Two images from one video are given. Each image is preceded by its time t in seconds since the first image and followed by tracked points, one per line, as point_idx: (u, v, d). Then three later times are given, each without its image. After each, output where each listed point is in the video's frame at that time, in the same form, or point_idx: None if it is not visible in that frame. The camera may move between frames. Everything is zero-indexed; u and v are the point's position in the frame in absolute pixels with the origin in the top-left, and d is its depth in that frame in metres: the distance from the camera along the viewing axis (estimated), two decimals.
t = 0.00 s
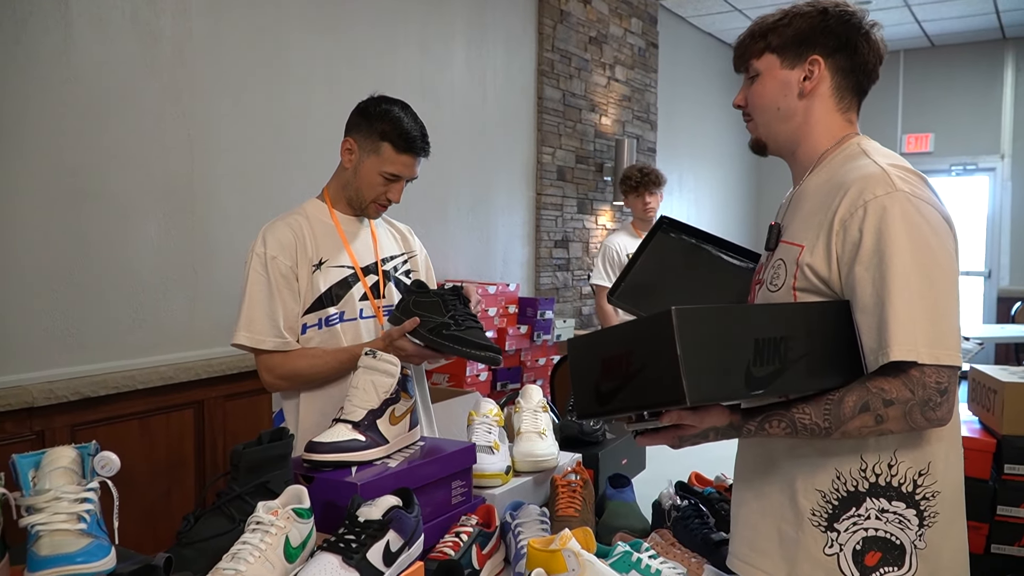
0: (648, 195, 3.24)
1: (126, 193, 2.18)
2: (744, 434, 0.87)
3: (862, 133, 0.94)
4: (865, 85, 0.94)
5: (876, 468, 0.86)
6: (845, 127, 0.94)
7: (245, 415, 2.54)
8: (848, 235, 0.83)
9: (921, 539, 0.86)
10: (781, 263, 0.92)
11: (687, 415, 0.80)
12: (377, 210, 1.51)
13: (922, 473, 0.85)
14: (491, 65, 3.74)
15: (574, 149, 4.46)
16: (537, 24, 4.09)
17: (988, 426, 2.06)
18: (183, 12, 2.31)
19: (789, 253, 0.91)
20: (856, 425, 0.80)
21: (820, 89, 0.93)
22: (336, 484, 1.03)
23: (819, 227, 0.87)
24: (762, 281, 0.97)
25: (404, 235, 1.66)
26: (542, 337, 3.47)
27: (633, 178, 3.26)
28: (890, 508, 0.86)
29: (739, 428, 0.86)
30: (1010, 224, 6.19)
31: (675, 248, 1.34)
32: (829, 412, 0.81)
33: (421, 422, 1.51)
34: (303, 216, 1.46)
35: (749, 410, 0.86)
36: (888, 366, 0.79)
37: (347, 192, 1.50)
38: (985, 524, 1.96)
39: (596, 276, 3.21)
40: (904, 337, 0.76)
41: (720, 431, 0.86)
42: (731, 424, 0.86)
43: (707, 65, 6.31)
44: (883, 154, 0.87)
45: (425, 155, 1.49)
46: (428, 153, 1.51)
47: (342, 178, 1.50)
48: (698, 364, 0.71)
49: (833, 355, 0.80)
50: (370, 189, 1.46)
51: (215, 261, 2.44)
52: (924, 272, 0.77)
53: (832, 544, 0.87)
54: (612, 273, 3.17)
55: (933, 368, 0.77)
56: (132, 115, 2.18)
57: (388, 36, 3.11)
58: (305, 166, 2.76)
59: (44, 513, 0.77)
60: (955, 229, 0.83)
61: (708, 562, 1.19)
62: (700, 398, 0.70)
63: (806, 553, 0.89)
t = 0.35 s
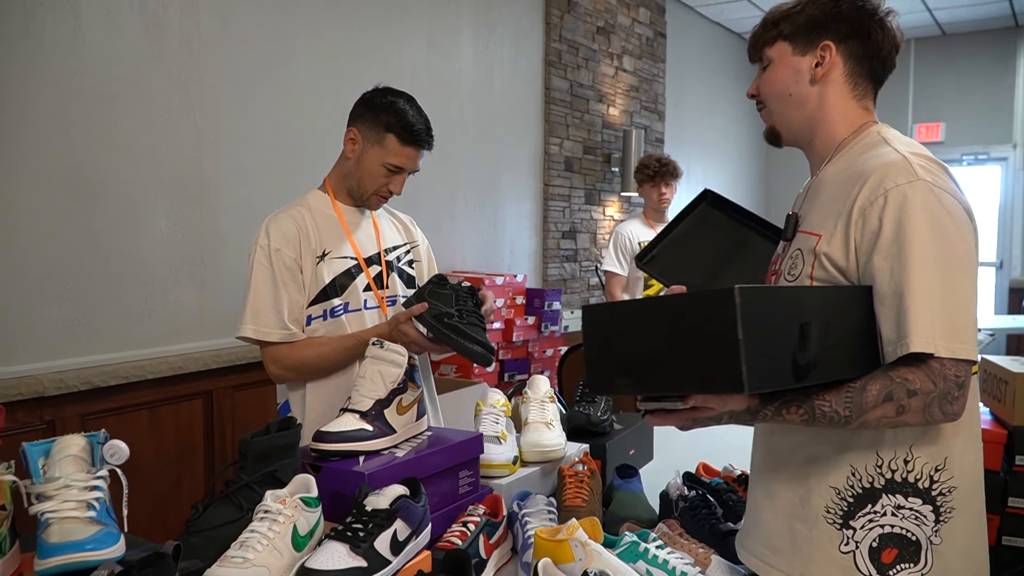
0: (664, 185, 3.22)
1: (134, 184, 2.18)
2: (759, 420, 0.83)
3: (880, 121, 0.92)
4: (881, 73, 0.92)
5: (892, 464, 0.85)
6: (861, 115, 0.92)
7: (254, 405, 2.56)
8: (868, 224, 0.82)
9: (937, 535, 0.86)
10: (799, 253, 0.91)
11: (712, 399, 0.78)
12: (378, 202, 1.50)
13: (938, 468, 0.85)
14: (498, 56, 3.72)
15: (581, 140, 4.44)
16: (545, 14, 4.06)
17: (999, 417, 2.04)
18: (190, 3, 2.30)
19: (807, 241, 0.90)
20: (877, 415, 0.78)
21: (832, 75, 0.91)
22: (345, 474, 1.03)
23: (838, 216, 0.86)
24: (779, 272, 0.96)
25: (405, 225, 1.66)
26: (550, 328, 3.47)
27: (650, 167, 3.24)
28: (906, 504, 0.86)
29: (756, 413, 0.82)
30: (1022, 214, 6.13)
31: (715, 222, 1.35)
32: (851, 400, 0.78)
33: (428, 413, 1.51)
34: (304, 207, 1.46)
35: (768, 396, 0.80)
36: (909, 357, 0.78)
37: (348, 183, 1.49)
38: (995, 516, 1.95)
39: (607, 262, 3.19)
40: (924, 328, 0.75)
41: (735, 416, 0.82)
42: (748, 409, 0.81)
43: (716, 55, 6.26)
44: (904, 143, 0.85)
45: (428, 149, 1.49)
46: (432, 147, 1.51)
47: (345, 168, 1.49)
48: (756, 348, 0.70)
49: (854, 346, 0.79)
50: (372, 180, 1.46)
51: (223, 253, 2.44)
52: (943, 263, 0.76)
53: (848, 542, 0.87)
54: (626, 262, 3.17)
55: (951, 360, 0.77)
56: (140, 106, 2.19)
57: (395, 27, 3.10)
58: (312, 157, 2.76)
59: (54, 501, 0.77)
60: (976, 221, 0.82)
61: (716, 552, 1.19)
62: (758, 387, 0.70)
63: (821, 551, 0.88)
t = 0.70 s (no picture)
0: (679, 180, 3.20)
1: (148, 173, 2.19)
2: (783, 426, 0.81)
3: (906, 112, 0.90)
4: (906, 66, 0.91)
5: (917, 468, 0.84)
6: (886, 106, 0.90)
7: (265, 394, 2.57)
8: (895, 215, 0.80)
9: (963, 542, 0.84)
10: (822, 247, 0.90)
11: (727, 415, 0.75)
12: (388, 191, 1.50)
13: (967, 473, 0.83)
14: (511, 48, 3.70)
15: (594, 134, 4.41)
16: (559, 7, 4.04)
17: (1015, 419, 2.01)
18: None
19: (832, 234, 0.88)
20: (907, 419, 0.77)
21: (854, 66, 0.90)
22: (354, 464, 1.03)
23: (865, 208, 0.84)
24: (801, 267, 0.94)
25: (414, 216, 1.65)
26: (560, 322, 3.47)
27: (666, 162, 3.21)
28: (932, 510, 0.84)
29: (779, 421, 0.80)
30: None
31: (727, 253, 1.29)
32: (878, 404, 0.78)
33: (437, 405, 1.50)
34: (314, 198, 1.45)
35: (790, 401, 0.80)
36: (942, 356, 0.77)
37: (358, 171, 1.48)
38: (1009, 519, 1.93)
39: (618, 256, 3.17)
40: (956, 327, 0.74)
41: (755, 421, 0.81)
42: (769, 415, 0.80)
43: (730, 50, 6.20)
44: (935, 133, 0.84)
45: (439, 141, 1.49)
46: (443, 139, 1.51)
47: (355, 158, 1.48)
48: (779, 367, 0.68)
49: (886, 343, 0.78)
50: (382, 170, 1.46)
51: (235, 242, 2.45)
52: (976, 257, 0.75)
53: (869, 548, 0.86)
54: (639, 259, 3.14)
55: (984, 360, 0.75)
56: (154, 95, 2.19)
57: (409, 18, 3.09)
58: (325, 148, 2.76)
59: (65, 486, 0.78)
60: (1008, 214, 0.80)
61: (724, 549, 1.18)
62: (782, 408, 0.68)
63: (843, 556, 0.87)
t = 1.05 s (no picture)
0: (688, 175, 3.19)
1: (158, 171, 2.20)
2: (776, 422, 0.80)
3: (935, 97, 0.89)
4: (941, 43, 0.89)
5: (933, 475, 0.82)
6: (915, 90, 0.89)
7: (276, 390, 2.59)
8: (912, 208, 0.79)
9: (982, 556, 0.82)
10: (837, 241, 0.89)
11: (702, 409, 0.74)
12: (399, 182, 1.49)
13: (985, 481, 0.81)
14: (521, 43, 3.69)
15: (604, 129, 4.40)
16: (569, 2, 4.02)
17: None
18: None
19: (845, 226, 0.87)
20: (904, 424, 0.76)
21: (884, 44, 0.88)
22: (364, 460, 1.03)
23: (882, 201, 0.83)
24: (816, 261, 0.94)
25: (425, 213, 1.65)
26: (570, 317, 3.46)
27: (674, 156, 3.20)
28: (949, 521, 0.82)
29: (771, 415, 0.79)
30: None
31: (740, 240, 1.28)
32: (875, 406, 0.77)
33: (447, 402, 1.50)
34: (325, 193, 1.46)
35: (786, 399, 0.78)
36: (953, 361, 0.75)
37: (368, 164, 1.48)
38: None
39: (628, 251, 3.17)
40: (967, 330, 0.72)
41: (750, 418, 0.79)
42: (762, 412, 0.79)
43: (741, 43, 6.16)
44: (961, 124, 0.82)
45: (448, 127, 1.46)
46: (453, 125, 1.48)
47: (364, 151, 1.48)
48: (738, 359, 0.67)
49: (891, 339, 0.78)
50: (391, 160, 1.45)
51: (246, 240, 2.46)
52: (996, 255, 0.73)
53: (883, 559, 0.85)
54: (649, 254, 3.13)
55: (995, 367, 0.74)
56: (164, 93, 2.20)
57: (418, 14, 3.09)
58: (335, 145, 2.76)
59: (75, 483, 0.78)
60: None
61: (735, 544, 1.17)
62: (737, 399, 0.67)
63: (854, 564, 0.86)
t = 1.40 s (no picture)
0: (696, 173, 3.17)
1: (169, 170, 2.21)
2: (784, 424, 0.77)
3: (944, 93, 0.87)
4: (951, 40, 0.87)
5: (938, 477, 0.81)
6: (924, 85, 0.87)
7: (287, 387, 2.59)
8: (920, 211, 0.78)
9: (986, 560, 0.81)
10: (840, 240, 0.88)
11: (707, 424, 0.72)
12: (406, 177, 1.48)
13: (994, 486, 0.81)
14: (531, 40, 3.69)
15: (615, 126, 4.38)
16: None
17: None
18: None
19: (850, 227, 0.86)
20: (916, 426, 0.76)
21: (890, 40, 0.87)
22: (375, 459, 1.03)
23: (888, 203, 0.82)
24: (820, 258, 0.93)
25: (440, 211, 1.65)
26: (580, 316, 3.45)
27: (681, 155, 3.18)
28: (952, 523, 0.81)
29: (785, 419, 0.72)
30: None
31: (759, 229, 1.29)
32: (886, 408, 0.76)
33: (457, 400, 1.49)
34: (335, 191, 1.46)
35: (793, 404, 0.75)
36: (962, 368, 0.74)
37: (376, 160, 1.49)
38: None
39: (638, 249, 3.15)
40: (977, 336, 0.71)
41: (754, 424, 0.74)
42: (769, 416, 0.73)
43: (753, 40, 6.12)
44: (967, 121, 0.80)
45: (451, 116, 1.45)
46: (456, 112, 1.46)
47: (372, 147, 1.49)
48: (740, 382, 0.64)
49: (900, 343, 0.75)
50: (396, 154, 1.45)
51: (256, 238, 2.47)
52: (1005, 257, 0.72)
53: (883, 558, 0.84)
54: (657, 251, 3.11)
55: (1010, 371, 0.72)
56: (174, 93, 2.21)
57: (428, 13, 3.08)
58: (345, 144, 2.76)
59: (86, 481, 0.78)
60: None
61: (746, 541, 1.16)
62: (741, 424, 0.64)
63: (854, 563, 0.85)
